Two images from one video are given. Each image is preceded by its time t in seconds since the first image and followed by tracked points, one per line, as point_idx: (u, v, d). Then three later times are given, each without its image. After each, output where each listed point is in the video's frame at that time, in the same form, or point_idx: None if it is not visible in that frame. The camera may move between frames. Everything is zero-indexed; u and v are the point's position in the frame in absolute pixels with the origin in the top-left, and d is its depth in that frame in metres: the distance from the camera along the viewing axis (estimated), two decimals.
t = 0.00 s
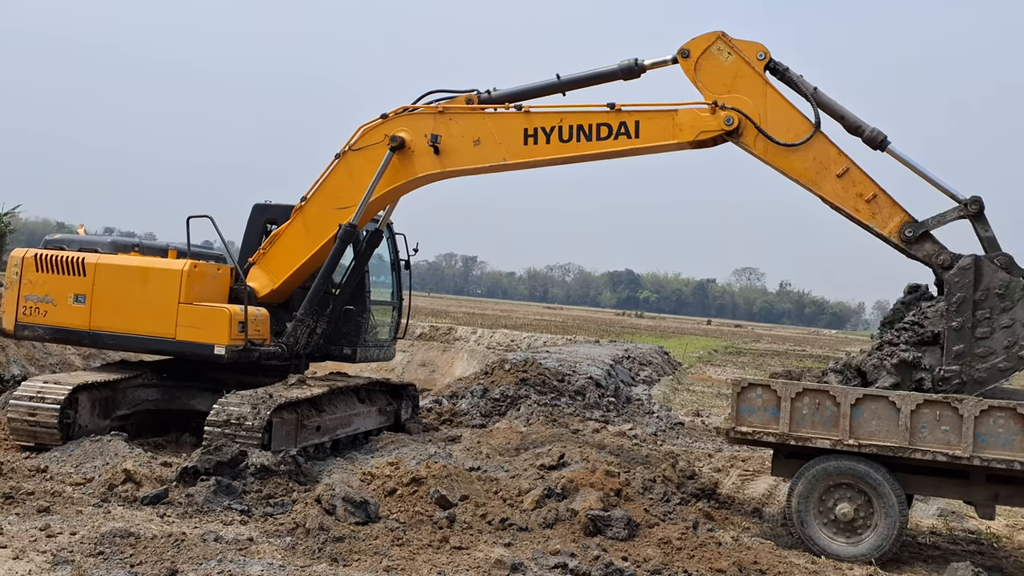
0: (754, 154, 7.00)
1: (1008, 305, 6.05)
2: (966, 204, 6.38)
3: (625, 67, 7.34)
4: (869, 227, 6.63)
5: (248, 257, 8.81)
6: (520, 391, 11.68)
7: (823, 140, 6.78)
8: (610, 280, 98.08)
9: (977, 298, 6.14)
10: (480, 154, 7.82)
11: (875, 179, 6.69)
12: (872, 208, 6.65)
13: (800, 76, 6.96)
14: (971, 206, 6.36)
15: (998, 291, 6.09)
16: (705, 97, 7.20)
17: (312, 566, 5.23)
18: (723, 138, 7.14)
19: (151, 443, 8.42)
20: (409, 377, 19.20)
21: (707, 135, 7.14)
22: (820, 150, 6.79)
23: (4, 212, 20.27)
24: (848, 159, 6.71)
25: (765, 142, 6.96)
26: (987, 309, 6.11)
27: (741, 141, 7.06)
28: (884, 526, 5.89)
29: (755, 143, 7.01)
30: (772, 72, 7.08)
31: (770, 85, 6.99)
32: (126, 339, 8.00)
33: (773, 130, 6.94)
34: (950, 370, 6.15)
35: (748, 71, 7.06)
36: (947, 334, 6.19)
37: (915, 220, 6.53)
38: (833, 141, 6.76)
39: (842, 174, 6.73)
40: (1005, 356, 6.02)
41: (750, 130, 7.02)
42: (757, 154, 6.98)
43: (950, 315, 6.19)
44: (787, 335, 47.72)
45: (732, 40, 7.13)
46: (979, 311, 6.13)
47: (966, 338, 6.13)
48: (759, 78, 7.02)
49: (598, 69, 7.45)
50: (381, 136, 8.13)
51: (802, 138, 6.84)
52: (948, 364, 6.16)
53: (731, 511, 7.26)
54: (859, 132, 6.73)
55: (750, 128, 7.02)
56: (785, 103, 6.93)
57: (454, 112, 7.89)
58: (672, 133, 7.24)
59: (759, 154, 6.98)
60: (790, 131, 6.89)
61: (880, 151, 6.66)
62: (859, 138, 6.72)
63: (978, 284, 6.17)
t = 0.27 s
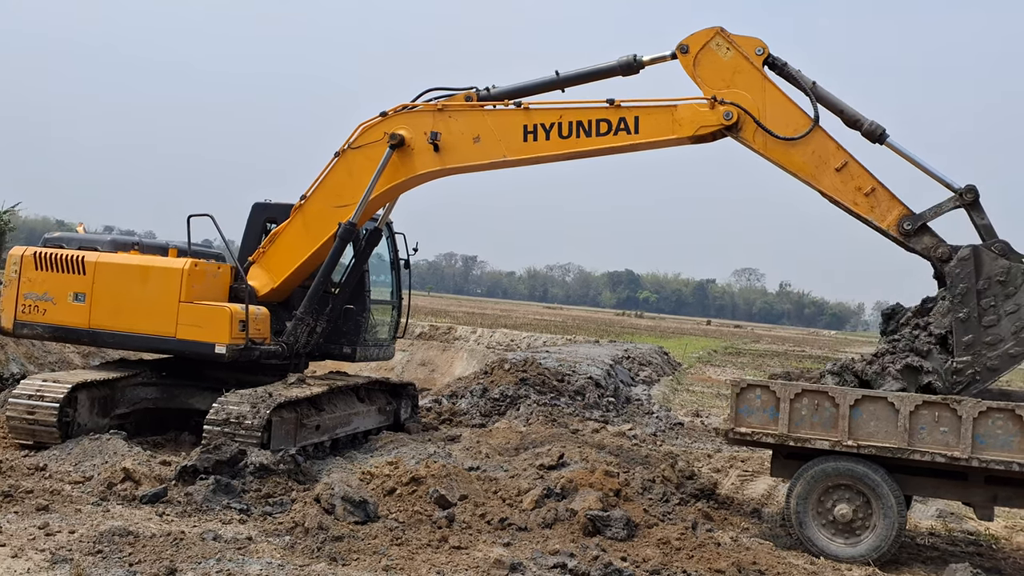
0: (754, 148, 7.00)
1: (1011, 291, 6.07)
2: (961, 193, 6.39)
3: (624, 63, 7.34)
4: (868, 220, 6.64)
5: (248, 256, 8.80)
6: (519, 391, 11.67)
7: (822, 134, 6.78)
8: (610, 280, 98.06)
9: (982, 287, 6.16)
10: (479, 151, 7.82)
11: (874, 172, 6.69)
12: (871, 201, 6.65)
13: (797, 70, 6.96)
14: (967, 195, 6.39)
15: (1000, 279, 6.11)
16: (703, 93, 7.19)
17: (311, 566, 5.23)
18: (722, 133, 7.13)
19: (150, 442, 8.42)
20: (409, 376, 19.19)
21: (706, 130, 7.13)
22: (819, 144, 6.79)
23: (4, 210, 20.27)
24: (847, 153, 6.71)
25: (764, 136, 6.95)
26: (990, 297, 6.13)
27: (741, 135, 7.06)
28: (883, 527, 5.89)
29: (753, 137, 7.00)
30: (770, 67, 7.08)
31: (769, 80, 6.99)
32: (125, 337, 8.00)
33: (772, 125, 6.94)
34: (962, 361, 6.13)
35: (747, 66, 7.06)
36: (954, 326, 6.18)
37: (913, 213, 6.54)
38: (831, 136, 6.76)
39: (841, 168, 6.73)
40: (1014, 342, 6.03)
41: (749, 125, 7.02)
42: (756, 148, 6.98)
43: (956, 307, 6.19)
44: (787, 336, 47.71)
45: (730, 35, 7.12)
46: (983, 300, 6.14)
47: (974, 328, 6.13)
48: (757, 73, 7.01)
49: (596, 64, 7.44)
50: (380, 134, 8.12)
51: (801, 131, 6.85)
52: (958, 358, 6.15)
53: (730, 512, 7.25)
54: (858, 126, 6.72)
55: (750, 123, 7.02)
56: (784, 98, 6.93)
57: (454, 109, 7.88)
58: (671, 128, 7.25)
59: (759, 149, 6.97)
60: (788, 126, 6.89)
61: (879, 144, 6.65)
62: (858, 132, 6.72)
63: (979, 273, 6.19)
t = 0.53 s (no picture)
0: (752, 146, 7.00)
1: (1012, 283, 6.08)
2: (954, 187, 6.39)
3: (623, 61, 7.33)
4: (865, 219, 6.63)
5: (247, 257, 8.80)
6: (519, 391, 11.67)
7: (820, 133, 6.79)
8: (610, 280, 98.07)
9: (982, 282, 6.16)
10: (479, 150, 7.82)
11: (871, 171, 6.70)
12: (868, 200, 6.65)
13: (797, 69, 6.95)
14: (961, 189, 6.39)
15: (999, 272, 6.12)
16: (702, 90, 7.19)
17: (311, 566, 5.23)
18: (720, 131, 7.12)
19: (150, 443, 8.42)
20: (409, 376, 19.19)
21: (705, 128, 7.12)
22: (818, 142, 6.80)
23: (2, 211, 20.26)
24: (845, 151, 6.71)
25: (763, 134, 6.95)
26: (991, 291, 6.13)
27: (739, 134, 7.05)
28: (883, 525, 5.89)
29: (752, 135, 7.00)
30: (770, 65, 7.08)
31: (768, 78, 6.99)
32: (124, 338, 8.00)
33: (771, 123, 6.94)
34: (971, 357, 6.15)
35: (747, 64, 7.05)
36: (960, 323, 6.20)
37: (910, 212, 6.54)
38: (830, 134, 6.77)
39: (839, 166, 6.74)
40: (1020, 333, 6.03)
41: (747, 123, 7.02)
42: (755, 146, 6.98)
43: (960, 303, 6.21)
44: (787, 335, 47.72)
45: (730, 33, 7.12)
46: (986, 294, 6.15)
47: (978, 323, 6.14)
48: (757, 71, 7.02)
49: (595, 64, 7.44)
50: (379, 134, 8.12)
51: (799, 129, 6.85)
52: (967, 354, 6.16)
53: (730, 510, 7.25)
54: (856, 124, 6.72)
55: (748, 121, 7.02)
56: (782, 96, 6.92)
57: (453, 109, 7.87)
58: (670, 127, 7.25)
59: (757, 147, 6.98)
60: (787, 124, 6.90)
61: (878, 142, 6.64)
62: (857, 130, 6.72)
63: (978, 269, 6.20)
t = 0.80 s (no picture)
0: (748, 145, 7.01)
1: (1009, 280, 6.09)
2: (946, 186, 6.40)
3: (620, 60, 7.33)
4: (860, 220, 6.64)
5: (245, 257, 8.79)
6: (518, 392, 11.66)
7: (817, 133, 6.80)
8: (609, 280, 98.09)
9: (979, 281, 6.17)
10: (476, 150, 7.82)
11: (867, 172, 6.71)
12: (863, 201, 6.66)
13: (795, 67, 6.95)
14: (953, 187, 6.39)
15: (994, 270, 6.13)
16: (700, 88, 7.19)
17: (309, 567, 5.22)
18: (717, 129, 7.13)
19: (147, 443, 8.41)
20: (407, 377, 19.18)
21: (702, 127, 7.12)
22: (814, 142, 6.80)
23: None
24: (841, 152, 6.72)
25: (760, 133, 6.96)
26: (989, 289, 6.13)
27: (736, 132, 7.06)
28: (881, 526, 5.89)
29: (749, 134, 7.01)
30: (767, 64, 7.08)
31: (765, 77, 7.00)
32: (122, 339, 7.99)
33: (767, 122, 6.94)
34: (975, 358, 6.10)
35: (745, 63, 7.05)
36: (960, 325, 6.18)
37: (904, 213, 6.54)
38: (826, 134, 6.78)
39: (835, 167, 6.75)
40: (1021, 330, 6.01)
41: (744, 121, 7.02)
42: (751, 145, 6.99)
43: (960, 304, 6.19)
44: (785, 335, 47.76)
45: (728, 31, 7.13)
46: (984, 293, 6.14)
47: (980, 323, 6.12)
48: (755, 71, 7.02)
49: (592, 63, 7.44)
50: (377, 134, 8.11)
51: (796, 129, 6.85)
52: (972, 356, 6.11)
53: (728, 511, 7.25)
54: (854, 124, 6.72)
55: (745, 119, 7.02)
56: (780, 95, 6.93)
57: (450, 108, 7.87)
58: (667, 125, 7.25)
59: (753, 146, 6.98)
60: (784, 123, 6.90)
61: (875, 142, 6.65)
62: (854, 130, 6.72)
63: (974, 268, 6.20)
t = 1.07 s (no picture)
0: (745, 141, 7.01)
1: (1004, 275, 6.07)
2: (939, 181, 6.40)
3: (616, 56, 7.33)
4: (854, 217, 6.64)
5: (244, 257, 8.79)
6: (517, 392, 11.66)
7: (813, 129, 6.80)
8: (608, 280, 98.10)
9: (974, 276, 6.16)
10: (473, 148, 7.81)
11: (863, 170, 6.70)
12: (858, 199, 6.66)
13: (793, 64, 6.96)
14: (946, 183, 6.40)
15: (988, 265, 6.12)
16: (697, 84, 7.19)
17: (308, 567, 5.22)
18: (715, 125, 7.13)
19: (146, 444, 8.40)
20: (407, 377, 19.17)
21: (699, 122, 7.13)
22: (810, 140, 6.81)
23: None
24: (837, 149, 6.72)
25: (756, 129, 6.96)
26: (985, 284, 6.12)
27: (732, 128, 7.06)
28: (880, 526, 5.89)
29: (745, 130, 7.01)
30: (765, 60, 7.08)
31: (763, 73, 7.00)
32: (121, 340, 7.98)
33: (764, 118, 6.94)
34: (975, 354, 6.11)
35: (742, 59, 7.06)
36: (958, 322, 6.18)
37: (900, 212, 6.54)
38: (822, 131, 6.78)
39: (831, 164, 6.75)
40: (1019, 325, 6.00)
41: (741, 117, 7.02)
42: (747, 141, 6.99)
43: (957, 301, 6.19)
44: (785, 335, 47.78)
45: (726, 27, 7.13)
46: (980, 289, 6.13)
47: (977, 319, 6.12)
48: (752, 67, 7.02)
49: (589, 59, 7.44)
50: (374, 133, 8.11)
51: (792, 125, 6.85)
52: (973, 353, 6.11)
53: (728, 511, 7.25)
54: (851, 121, 6.72)
55: (742, 115, 7.02)
56: (776, 91, 6.93)
57: (447, 107, 7.87)
58: (664, 122, 7.24)
59: (749, 142, 6.99)
60: (780, 119, 6.90)
61: (872, 139, 6.65)
62: (851, 128, 6.72)
63: (968, 264, 6.19)
